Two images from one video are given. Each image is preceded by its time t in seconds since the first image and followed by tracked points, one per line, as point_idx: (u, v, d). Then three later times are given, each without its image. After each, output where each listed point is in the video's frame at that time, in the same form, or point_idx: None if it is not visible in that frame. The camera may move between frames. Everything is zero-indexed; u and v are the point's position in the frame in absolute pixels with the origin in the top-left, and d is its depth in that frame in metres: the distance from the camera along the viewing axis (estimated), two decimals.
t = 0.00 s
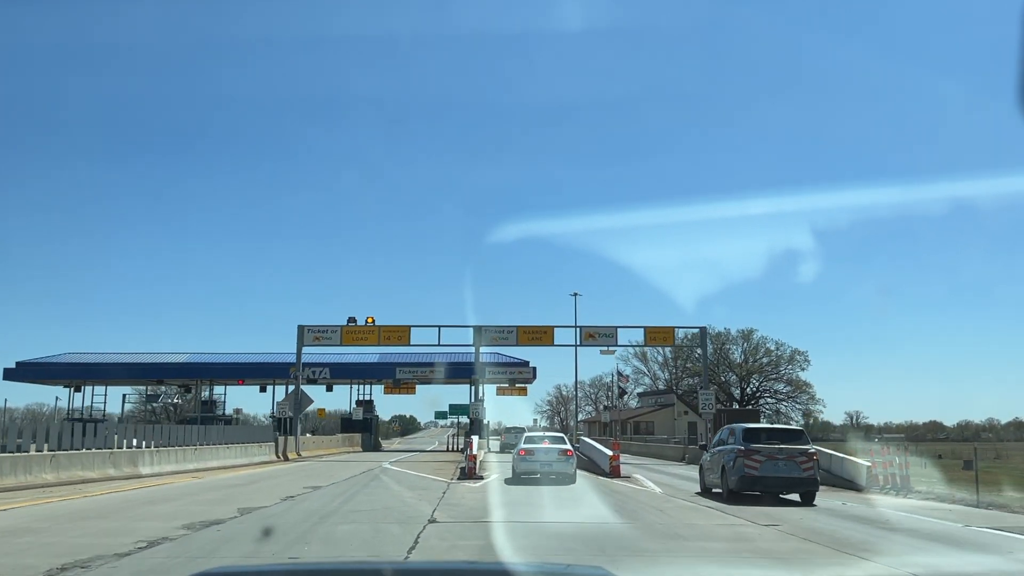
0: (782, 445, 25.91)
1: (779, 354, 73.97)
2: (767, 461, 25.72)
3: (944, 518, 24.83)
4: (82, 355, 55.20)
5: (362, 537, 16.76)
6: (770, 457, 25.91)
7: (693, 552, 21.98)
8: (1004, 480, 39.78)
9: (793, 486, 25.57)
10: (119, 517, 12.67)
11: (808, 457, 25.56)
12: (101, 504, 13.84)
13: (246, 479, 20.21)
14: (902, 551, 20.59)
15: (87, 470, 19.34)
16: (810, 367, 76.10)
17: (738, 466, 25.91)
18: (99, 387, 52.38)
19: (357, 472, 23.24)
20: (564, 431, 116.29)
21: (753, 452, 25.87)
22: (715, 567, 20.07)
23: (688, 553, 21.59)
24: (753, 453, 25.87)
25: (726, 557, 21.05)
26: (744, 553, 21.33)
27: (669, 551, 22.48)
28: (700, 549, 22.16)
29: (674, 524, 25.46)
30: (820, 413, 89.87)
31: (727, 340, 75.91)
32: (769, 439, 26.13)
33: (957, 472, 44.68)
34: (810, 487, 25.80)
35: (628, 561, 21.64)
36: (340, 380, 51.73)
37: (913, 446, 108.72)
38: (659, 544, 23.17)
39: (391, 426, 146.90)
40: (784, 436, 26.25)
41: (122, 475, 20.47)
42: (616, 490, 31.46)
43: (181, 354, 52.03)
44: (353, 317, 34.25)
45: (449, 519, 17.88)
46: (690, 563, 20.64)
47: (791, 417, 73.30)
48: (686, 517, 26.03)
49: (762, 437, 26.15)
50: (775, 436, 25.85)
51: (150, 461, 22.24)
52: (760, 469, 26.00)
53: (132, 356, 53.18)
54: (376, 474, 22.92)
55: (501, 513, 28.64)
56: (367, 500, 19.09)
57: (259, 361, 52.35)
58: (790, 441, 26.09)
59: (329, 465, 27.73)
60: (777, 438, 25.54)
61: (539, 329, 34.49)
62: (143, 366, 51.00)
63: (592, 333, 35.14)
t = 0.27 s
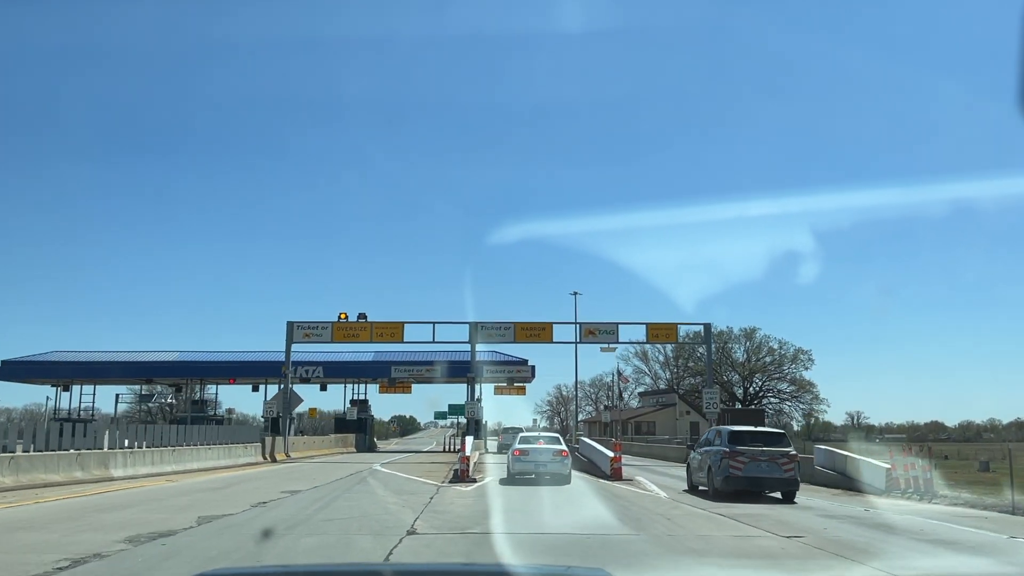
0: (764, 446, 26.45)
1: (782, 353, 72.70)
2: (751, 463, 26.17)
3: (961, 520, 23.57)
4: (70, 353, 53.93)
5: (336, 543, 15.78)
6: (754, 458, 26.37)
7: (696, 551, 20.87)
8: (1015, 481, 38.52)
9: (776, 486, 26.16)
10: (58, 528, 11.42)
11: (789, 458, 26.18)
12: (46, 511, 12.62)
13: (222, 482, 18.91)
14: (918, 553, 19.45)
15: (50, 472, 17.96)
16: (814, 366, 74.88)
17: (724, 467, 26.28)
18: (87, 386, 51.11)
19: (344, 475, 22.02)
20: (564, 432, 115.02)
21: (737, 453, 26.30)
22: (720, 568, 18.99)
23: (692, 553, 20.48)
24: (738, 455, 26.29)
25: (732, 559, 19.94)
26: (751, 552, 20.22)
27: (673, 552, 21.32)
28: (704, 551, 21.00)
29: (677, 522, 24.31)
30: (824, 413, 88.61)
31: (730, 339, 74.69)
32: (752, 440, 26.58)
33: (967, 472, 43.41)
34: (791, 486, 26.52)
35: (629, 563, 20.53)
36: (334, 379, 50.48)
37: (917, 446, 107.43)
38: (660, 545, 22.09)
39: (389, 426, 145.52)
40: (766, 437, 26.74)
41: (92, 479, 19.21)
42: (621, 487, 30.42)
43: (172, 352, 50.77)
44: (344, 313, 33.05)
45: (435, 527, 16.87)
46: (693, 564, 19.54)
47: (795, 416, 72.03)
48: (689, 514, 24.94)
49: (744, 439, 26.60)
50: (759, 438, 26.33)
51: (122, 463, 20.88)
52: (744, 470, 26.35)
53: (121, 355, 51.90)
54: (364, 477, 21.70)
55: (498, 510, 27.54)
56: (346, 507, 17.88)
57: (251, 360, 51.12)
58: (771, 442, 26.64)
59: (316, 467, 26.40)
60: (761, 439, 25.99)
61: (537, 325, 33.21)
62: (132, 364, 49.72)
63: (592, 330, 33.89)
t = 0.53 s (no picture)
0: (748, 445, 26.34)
1: (787, 352, 71.47)
2: (737, 461, 25.95)
3: (983, 519, 22.32)
4: (58, 352, 52.63)
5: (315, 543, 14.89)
6: (738, 457, 26.21)
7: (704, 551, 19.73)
8: None
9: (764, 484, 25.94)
10: None
11: (774, 457, 26.03)
12: None
13: (196, 487, 17.63)
14: (939, 557, 18.32)
15: (12, 477, 16.58)
16: (818, 366, 73.69)
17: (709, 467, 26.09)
18: (75, 385, 49.84)
19: (330, 479, 20.82)
20: (564, 432, 113.77)
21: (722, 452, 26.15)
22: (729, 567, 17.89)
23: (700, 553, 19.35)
24: (723, 453, 26.17)
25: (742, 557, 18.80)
26: (762, 551, 19.11)
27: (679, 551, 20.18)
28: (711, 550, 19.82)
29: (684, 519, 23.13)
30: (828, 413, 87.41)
31: (733, 338, 73.49)
32: (737, 439, 26.45)
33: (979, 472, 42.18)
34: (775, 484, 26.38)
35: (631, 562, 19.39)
36: (329, 378, 49.23)
37: (921, 446, 106.42)
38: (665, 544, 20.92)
39: (388, 427, 144.34)
40: (750, 437, 26.58)
41: (58, 483, 17.96)
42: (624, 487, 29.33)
43: (162, 351, 49.49)
44: (336, 309, 31.81)
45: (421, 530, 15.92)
46: (701, 565, 18.40)
47: (799, 416, 70.81)
48: (695, 514, 23.80)
49: (728, 438, 26.47)
50: (743, 437, 26.20)
51: (93, 467, 19.50)
52: (728, 469, 26.09)
53: (110, 354, 50.63)
54: (352, 480, 20.49)
55: (496, 510, 26.48)
56: (321, 516, 16.63)
57: (244, 359, 49.88)
58: (754, 440, 26.52)
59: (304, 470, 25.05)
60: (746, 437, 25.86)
61: (537, 322, 31.97)
62: (122, 363, 48.44)
63: (593, 326, 32.66)
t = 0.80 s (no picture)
0: (735, 444, 26.51)
1: (792, 351, 70.26)
2: (722, 460, 26.12)
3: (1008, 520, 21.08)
4: (49, 352, 51.48)
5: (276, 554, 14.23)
6: (723, 456, 26.38)
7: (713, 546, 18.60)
8: None
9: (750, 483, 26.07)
10: None
11: (758, 456, 26.27)
12: None
13: (166, 492, 16.43)
14: (967, 559, 17.15)
15: None
16: (825, 366, 72.45)
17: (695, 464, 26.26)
18: (66, 385, 48.71)
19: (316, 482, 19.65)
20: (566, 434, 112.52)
21: (708, 451, 26.36)
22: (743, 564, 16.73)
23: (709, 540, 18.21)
24: (708, 453, 26.33)
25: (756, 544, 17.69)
26: (776, 550, 17.97)
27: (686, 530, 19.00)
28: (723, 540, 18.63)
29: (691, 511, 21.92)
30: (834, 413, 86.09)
31: (738, 337, 72.26)
32: (723, 438, 26.62)
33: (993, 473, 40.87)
34: (760, 483, 26.56)
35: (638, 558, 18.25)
36: (324, 378, 48.06)
37: (928, 447, 105.09)
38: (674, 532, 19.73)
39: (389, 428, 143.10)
40: (736, 437, 26.76)
41: (21, 489, 16.72)
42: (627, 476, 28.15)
43: (154, 350, 48.31)
44: (328, 305, 30.63)
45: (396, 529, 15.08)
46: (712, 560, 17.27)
47: (805, 416, 69.56)
48: (704, 512, 22.63)
49: (715, 437, 26.64)
50: (730, 436, 26.38)
51: (62, 471, 18.30)
52: (714, 468, 26.24)
53: (101, 353, 49.46)
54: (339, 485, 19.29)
55: (496, 510, 25.41)
56: (294, 530, 15.45)
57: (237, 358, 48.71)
58: (741, 440, 26.72)
59: (291, 473, 23.83)
60: (732, 436, 26.09)
61: (537, 318, 30.78)
62: (112, 362, 47.28)
63: (595, 323, 31.46)
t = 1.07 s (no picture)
0: (723, 443, 26.41)
1: (799, 349, 69.02)
2: (710, 458, 26.05)
3: None
4: (40, 351, 50.39)
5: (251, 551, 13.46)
6: (711, 455, 26.31)
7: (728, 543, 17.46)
8: None
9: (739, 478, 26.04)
10: None
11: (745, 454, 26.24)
12: None
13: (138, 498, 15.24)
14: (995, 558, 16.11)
15: None
16: (832, 364, 71.28)
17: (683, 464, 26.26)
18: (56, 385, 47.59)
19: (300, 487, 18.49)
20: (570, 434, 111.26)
21: (696, 450, 26.29)
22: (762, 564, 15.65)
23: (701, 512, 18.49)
24: (697, 452, 26.24)
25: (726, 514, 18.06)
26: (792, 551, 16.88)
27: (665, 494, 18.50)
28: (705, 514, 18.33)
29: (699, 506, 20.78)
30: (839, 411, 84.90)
31: (743, 335, 70.97)
32: (712, 438, 26.50)
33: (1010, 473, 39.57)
34: (747, 481, 26.53)
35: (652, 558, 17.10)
36: (321, 378, 46.94)
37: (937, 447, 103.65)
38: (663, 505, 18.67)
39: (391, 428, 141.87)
40: (724, 436, 26.67)
41: None
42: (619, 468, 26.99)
43: (146, 349, 47.17)
44: (321, 300, 29.48)
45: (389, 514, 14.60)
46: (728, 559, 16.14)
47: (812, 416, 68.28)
48: (715, 511, 21.52)
49: (704, 436, 26.52)
50: (718, 435, 26.28)
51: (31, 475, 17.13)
52: (702, 466, 26.15)
53: (93, 352, 48.35)
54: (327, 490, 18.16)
55: (493, 515, 24.19)
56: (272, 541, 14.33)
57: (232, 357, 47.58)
58: (729, 439, 26.66)
59: (279, 476, 22.63)
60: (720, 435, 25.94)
61: (538, 314, 29.62)
62: (104, 361, 46.17)
63: (598, 319, 30.26)
